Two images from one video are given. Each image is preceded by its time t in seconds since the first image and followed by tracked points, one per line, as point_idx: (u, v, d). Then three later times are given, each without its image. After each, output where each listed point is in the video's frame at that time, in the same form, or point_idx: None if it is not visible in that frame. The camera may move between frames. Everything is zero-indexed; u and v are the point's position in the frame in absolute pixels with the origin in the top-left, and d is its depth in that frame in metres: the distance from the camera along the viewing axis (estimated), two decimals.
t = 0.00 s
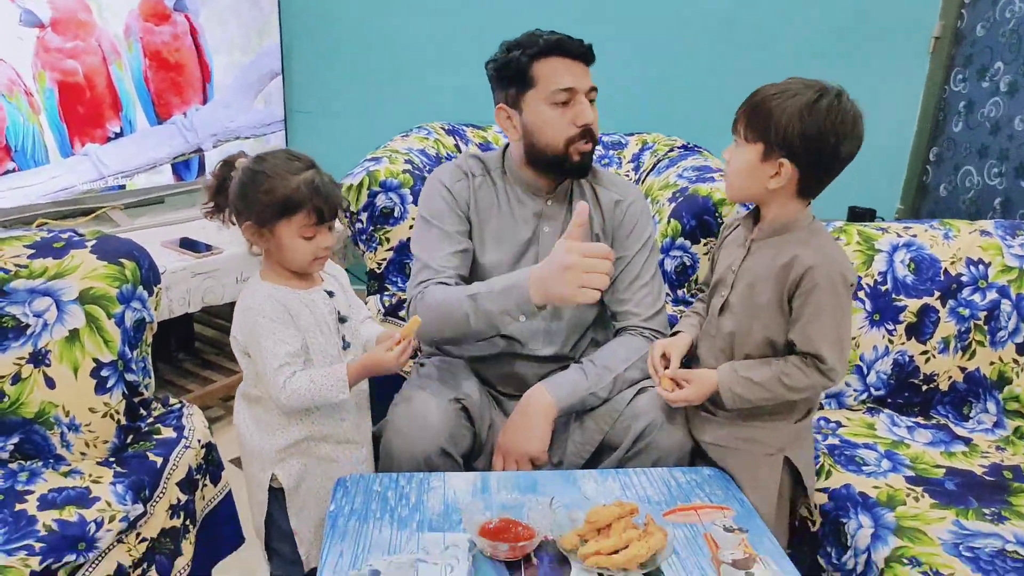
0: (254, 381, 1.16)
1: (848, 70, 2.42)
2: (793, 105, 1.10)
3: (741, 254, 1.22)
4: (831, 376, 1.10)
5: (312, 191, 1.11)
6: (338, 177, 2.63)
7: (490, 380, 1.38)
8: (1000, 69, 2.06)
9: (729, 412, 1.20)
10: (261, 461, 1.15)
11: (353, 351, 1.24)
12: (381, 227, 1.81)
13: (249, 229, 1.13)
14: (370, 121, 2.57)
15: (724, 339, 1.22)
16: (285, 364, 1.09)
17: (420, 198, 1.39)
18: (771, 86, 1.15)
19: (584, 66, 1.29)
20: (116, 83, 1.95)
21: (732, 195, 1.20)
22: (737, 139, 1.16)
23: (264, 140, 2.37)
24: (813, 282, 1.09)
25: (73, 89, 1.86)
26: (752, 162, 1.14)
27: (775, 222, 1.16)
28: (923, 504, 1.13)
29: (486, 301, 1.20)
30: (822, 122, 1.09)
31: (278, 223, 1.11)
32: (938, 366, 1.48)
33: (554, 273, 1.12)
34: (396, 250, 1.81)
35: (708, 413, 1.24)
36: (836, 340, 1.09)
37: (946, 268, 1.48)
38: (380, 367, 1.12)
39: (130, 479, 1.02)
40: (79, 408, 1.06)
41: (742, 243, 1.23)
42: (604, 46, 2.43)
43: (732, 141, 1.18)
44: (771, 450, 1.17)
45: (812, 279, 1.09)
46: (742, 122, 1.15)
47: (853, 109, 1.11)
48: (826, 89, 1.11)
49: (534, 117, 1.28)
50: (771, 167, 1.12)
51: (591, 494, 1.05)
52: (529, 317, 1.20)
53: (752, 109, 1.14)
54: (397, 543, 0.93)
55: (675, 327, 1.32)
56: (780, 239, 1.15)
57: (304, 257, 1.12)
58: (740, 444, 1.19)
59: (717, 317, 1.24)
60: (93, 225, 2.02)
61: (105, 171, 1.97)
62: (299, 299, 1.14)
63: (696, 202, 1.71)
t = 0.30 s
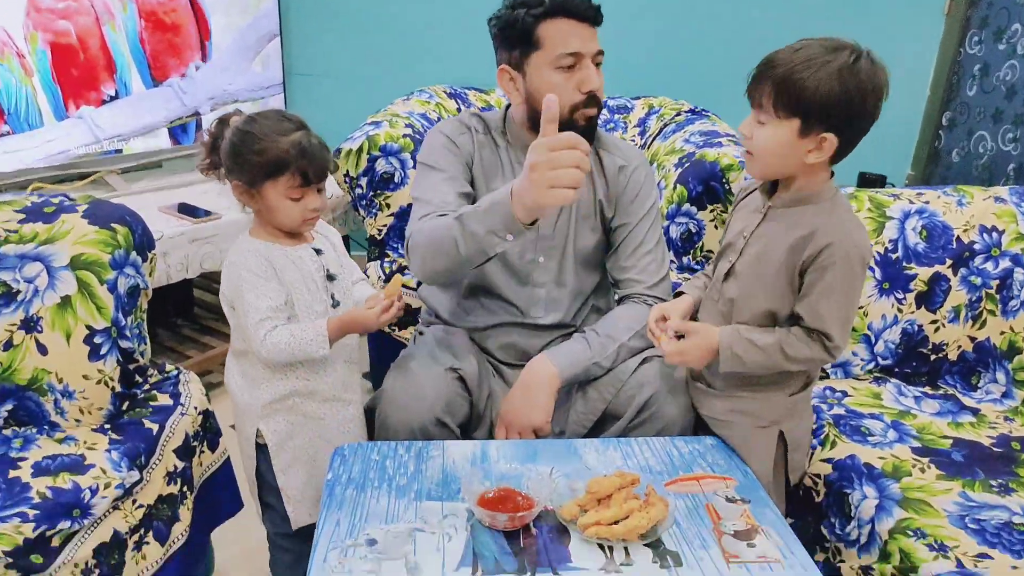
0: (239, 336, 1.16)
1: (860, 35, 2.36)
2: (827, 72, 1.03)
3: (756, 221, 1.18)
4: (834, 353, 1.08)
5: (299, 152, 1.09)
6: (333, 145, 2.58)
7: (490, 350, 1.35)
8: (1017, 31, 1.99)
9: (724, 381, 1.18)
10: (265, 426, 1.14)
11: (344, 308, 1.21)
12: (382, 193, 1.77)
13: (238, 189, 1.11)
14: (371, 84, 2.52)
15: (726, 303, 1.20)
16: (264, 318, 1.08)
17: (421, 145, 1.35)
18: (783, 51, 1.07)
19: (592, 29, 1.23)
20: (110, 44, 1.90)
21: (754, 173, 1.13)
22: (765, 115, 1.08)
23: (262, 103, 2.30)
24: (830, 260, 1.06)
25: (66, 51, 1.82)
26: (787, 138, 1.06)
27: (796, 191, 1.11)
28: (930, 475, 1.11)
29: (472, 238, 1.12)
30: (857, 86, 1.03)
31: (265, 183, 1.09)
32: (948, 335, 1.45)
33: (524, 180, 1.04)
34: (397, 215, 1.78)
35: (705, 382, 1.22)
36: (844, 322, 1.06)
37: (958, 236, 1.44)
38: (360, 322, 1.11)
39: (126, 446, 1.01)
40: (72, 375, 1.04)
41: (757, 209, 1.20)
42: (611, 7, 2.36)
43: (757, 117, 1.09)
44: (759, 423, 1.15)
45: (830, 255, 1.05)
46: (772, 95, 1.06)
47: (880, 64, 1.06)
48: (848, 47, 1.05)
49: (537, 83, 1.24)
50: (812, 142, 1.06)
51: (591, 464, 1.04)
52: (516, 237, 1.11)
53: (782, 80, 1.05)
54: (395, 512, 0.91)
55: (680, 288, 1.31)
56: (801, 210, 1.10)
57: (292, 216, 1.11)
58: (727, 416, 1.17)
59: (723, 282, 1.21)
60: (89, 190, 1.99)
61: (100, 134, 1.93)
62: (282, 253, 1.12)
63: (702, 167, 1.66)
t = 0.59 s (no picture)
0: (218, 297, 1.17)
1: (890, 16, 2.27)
2: (881, 51, 1.00)
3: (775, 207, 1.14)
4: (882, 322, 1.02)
5: (274, 128, 1.08)
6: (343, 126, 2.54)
7: (498, 338, 1.33)
8: None
9: (750, 383, 1.14)
10: (267, 422, 1.14)
11: (330, 299, 1.18)
12: (391, 174, 1.73)
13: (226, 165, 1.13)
14: (383, 61, 2.47)
15: (757, 296, 1.12)
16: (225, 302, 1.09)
17: (426, 143, 1.31)
18: (824, 36, 1.01)
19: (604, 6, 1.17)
20: (118, 17, 1.86)
21: (809, 169, 1.06)
22: (832, 106, 1.01)
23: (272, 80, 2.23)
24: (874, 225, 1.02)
25: (75, 25, 1.77)
26: (858, 124, 1.02)
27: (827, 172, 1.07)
28: (951, 480, 1.07)
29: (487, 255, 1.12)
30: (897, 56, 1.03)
31: (243, 160, 1.09)
32: (972, 332, 1.39)
33: (540, 182, 1.05)
34: (406, 197, 1.75)
35: (725, 383, 1.18)
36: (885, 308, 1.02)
37: (987, 228, 1.38)
38: (313, 331, 1.09)
39: (125, 434, 0.99)
40: (71, 359, 1.02)
41: (775, 196, 1.14)
42: None
43: (824, 107, 1.01)
44: (791, 426, 1.11)
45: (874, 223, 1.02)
46: (845, 85, 0.99)
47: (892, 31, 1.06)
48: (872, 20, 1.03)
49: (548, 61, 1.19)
50: (873, 122, 1.04)
51: (599, 461, 1.01)
52: (524, 251, 1.11)
53: (850, 66, 0.99)
54: (395, 508, 0.89)
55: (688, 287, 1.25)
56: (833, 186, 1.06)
57: (274, 194, 1.10)
58: (754, 420, 1.13)
59: (744, 277, 1.14)
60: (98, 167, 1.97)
61: (110, 110, 1.90)
62: (256, 234, 1.11)
63: (721, 152, 1.60)
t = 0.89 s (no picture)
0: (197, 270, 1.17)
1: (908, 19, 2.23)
2: (885, 49, 1.00)
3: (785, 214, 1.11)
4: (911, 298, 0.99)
5: (236, 129, 1.04)
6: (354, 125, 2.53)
7: (503, 343, 1.32)
8: None
9: (762, 395, 1.12)
10: (270, 434, 1.10)
11: (290, 308, 1.12)
12: (399, 175, 1.72)
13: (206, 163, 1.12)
14: (394, 61, 2.46)
15: (768, 304, 1.10)
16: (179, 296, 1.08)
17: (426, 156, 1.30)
18: (824, 39, 1.00)
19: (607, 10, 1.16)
20: (129, 16, 1.85)
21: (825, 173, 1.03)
22: (841, 106, 1.00)
23: (284, 79, 2.23)
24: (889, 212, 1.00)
25: (85, 23, 1.77)
26: (869, 122, 1.01)
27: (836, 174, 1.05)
28: (965, 496, 1.04)
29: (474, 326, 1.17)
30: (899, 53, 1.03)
31: (211, 161, 1.07)
32: (989, 343, 1.36)
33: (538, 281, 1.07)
34: (413, 199, 1.73)
35: (735, 395, 1.16)
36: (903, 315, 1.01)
37: (1005, 237, 1.36)
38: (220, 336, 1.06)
39: (123, 436, 0.99)
40: (70, 360, 1.02)
41: (785, 202, 1.11)
42: None
43: (832, 109, 1.00)
44: (807, 439, 1.09)
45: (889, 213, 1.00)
46: (850, 84, 0.98)
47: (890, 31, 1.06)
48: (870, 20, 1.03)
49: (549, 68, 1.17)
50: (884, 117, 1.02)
51: (603, 472, 0.99)
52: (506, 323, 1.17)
53: (854, 66, 0.98)
54: (393, 518, 0.87)
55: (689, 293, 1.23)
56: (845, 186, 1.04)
57: (237, 197, 1.07)
58: (767, 433, 1.12)
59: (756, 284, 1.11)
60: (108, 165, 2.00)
61: (120, 109, 1.90)
62: (211, 229, 1.08)
63: (733, 155, 1.58)
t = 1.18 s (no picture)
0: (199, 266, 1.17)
1: (920, 24, 2.20)
2: (882, 52, 0.98)
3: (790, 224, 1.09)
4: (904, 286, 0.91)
5: (170, 150, 1.01)
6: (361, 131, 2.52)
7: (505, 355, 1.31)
8: None
9: (769, 411, 1.09)
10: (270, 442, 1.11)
11: (261, 314, 1.08)
12: (403, 183, 1.71)
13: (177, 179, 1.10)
14: (401, 67, 2.45)
15: (771, 318, 1.07)
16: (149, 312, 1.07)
17: (417, 173, 1.31)
18: (818, 46, 1.00)
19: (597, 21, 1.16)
20: (135, 22, 1.86)
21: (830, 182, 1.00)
22: (840, 110, 0.98)
23: (291, 87, 2.21)
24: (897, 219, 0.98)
25: (92, 29, 1.77)
26: (872, 126, 0.98)
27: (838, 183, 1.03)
28: (977, 517, 1.02)
29: (469, 354, 1.15)
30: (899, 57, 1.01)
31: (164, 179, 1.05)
32: (1004, 358, 1.33)
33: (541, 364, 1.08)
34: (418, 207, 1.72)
35: (741, 411, 1.14)
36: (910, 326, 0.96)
37: (1020, 249, 1.32)
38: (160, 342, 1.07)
39: (119, 450, 0.99)
40: (67, 372, 1.02)
41: (791, 213, 1.10)
42: None
43: (830, 114, 0.98)
44: (813, 457, 1.07)
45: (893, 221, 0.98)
46: (847, 87, 0.96)
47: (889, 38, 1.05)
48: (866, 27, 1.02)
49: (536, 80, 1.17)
50: (887, 123, 1.00)
51: (605, 489, 0.97)
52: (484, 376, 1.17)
53: (850, 69, 0.96)
54: (390, 536, 0.86)
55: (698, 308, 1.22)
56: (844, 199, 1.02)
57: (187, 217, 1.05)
58: (773, 451, 1.09)
59: (759, 295, 1.09)
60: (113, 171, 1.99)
61: (126, 115, 1.89)
62: (174, 243, 1.07)
63: (742, 164, 1.55)
